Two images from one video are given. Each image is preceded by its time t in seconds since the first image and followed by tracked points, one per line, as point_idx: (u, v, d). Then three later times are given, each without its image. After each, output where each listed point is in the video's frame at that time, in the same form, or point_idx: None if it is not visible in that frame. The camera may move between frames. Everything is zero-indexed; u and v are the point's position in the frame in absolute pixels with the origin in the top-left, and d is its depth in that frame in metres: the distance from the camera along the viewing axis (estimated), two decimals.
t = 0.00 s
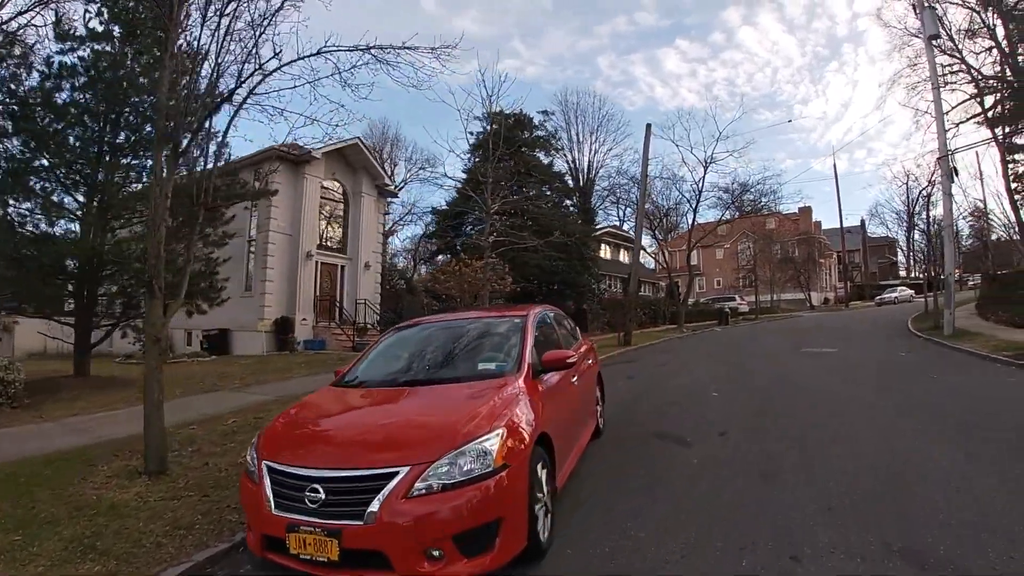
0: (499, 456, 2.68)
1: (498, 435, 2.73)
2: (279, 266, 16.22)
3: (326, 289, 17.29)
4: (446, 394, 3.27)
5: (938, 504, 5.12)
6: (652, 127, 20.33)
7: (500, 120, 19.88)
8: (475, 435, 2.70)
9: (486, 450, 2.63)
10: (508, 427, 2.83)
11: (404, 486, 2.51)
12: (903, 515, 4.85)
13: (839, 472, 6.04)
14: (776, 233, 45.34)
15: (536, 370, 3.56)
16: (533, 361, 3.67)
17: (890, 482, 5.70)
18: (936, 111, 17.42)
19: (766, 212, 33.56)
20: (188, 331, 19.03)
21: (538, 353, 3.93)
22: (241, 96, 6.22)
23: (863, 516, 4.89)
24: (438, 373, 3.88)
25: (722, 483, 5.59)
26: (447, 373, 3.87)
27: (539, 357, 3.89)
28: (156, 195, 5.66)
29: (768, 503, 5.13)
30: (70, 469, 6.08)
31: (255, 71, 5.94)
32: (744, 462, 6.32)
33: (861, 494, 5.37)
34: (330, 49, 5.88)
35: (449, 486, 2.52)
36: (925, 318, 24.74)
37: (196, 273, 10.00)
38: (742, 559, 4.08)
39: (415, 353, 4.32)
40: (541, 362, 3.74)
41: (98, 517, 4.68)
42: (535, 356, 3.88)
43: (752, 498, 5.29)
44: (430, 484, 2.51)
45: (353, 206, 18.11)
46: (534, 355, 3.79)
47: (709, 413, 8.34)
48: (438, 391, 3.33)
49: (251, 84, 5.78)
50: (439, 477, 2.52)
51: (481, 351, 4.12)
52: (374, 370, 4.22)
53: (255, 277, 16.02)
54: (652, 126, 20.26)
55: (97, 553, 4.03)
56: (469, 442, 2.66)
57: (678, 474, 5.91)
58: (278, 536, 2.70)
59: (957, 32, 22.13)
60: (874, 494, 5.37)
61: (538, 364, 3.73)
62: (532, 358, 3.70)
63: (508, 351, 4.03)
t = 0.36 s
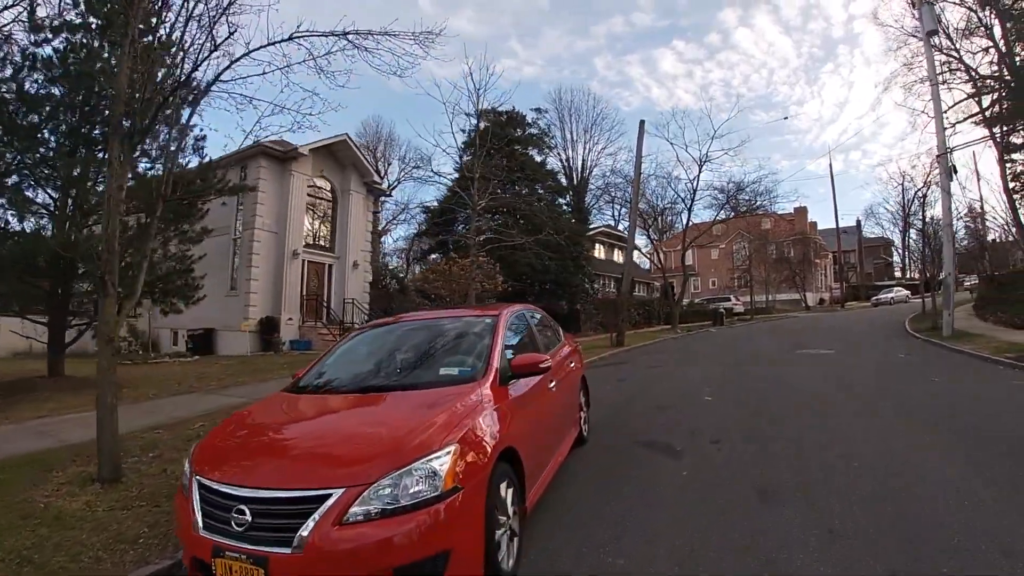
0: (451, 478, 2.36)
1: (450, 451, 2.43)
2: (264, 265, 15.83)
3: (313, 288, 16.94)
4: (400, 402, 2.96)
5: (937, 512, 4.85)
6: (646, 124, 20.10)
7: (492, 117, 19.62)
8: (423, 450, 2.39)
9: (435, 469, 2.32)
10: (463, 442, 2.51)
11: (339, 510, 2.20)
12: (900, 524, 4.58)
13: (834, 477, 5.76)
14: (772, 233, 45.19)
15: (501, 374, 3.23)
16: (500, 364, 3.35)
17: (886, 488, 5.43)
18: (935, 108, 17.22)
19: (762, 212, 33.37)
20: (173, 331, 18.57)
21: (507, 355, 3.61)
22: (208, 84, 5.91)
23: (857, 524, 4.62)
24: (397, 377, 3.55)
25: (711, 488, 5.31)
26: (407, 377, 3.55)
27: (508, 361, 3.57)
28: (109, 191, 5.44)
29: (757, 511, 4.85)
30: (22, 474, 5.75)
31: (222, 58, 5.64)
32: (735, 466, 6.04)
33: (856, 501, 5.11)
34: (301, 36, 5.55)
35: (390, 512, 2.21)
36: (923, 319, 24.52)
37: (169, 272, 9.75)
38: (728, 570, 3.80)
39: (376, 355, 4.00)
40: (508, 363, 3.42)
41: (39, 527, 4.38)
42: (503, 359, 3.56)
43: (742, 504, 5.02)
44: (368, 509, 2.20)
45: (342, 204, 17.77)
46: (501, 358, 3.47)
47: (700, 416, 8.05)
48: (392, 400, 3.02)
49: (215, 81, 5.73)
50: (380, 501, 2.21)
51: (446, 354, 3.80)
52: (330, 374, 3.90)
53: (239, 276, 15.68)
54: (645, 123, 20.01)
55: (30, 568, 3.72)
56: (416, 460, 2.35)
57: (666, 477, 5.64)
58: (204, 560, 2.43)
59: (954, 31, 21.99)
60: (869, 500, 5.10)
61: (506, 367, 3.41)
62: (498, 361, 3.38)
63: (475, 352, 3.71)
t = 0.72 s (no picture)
0: (393, 515, 2.12)
1: (395, 484, 2.18)
2: (253, 265, 15.48)
3: (304, 287, 16.57)
4: (354, 416, 2.70)
5: (942, 513, 4.58)
6: (643, 121, 19.86)
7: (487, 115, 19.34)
8: (363, 481, 2.15)
9: (376, 506, 2.08)
10: (411, 472, 2.27)
11: (262, 552, 1.95)
12: (904, 528, 4.32)
13: (833, 478, 5.49)
14: (771, 234, 45.00)
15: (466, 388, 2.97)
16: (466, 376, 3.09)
17: (887, 489, 5.17)
18: (938, 104, 16.94)
19: (761, 211, 33.12)
20: (163, 332, 18.16)
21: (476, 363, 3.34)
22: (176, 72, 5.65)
23: (857, 527, 4.35)
24: (357, 384, 3.27)
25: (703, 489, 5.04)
26: (369, 384, 3.27)
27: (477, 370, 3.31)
28: (66, 185, 5.21)
29: (752, 515, 4.58)
30: None
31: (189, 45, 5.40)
32: (729, 467, 5.76)
33: (856, 503, 4.84)
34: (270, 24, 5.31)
35: (321, 554, 1.97)
36: (925, 321, 24.18)
37: (149, 270, 9.73)
38: None
39: (342, 357, 3.70)
40: (475, 375, 3.16)
41: None
42: (472, 367, 3.29)
43: (735, 507, 4.75)
44: (295, 553, 1.95)
45: (334, 202, 17.43)
46: (469, 369, 3.20)
47: (696, 418, 7.76)
48: (350, 414, 2.74)
49: (182, 69, 5.34)
50: (311, 544, 1.97)
51: (413, 357, 3.51)
52: (289, 377, 3.61)
53: (228, 275, 15.32)
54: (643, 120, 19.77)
55: None
56: (354, 495, 2.10)
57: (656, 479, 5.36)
58: None
59: (956, 29, 21.78)
60: (869, 502, 4.83)
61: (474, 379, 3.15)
62: (465, 372, 3.12)
63: (443, 357, 3.42)
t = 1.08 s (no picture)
0: (323, 557, 1.86)
1: (328, 519, 1.92)
2: (242, 262, 15.09)
3: (294, 286, 16.22)
4: (308, 430, 2.44)
5: (955, 515, 4.28)
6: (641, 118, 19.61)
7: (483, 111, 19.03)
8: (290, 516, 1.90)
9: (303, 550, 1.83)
10: (349, 504, 2.00)
11: None
12: (911, 529, 4.03)
13: (837, 479, 5.17)
14: (769, 234, 44.76)
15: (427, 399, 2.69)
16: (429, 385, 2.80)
17: (894, 490, 4.86)
18: (941, 101, 16.64)
19: (760, 211, 32.85)
20: (152, 331, 17.71)
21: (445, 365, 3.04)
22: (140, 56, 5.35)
23: (865, 529, 4.04)
24: (321, 388, 2.94)
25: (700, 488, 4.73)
26: (327, 387, 2.97)
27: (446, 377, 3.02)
28: (19, 174, 4.90)
29: (748, 517, 4.29)
30: None
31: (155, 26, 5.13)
32: (727, 468, 5.45)
33: (860, 504, 4.53)
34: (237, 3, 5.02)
35: None
36: (928, 322, 23.86)
37: (126, 268, 9.41)
38: None
39: (310, 357, 3.34)
40: (441, 383, 2.87)
41: None
42: (440, 370, 2.99)
43: (732, 508, 4.44)
44: None
45: (325, 199, 17.08)
46: (436, 374, 2.91)
47: (692, 420, 7.46)
48: (305, 427, 2.47)
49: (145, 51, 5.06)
50: None
51: (378, 356, 3.20)
52: (245, 376, 3.31)
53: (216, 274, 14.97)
54: (640, 117, 19.49)
55: None
56: (280, 535, 1.85)
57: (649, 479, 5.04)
58: None
59: (957, 25, 21.50)
60: (876, 503, 4.52)
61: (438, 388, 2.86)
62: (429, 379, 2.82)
63: (411, 356, 3.11)
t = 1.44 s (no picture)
0: None
1: (246, 557, 1.60)
2: (232, 260, 14.73)
3: (286, 285, 15.85)
4: (264, 439, 2.15)
5: (972, 518, 3.90)
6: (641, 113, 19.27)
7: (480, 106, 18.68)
8: (208, 550, 1.59)
9: None
10: (286, 534, 1.70)
11: None
12: (916, 528, 3.71)
13: (841, 478, 4.80)
14: (770, 234, 44.43)
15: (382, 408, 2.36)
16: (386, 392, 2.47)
17: (903, 492, 4.48)
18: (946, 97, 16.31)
19: (761, 211, 32.50)
20: (143, 331, 17.33)
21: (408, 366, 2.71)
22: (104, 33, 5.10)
23: (871, 532, 3.65)
24: (286, 387, 2.63)
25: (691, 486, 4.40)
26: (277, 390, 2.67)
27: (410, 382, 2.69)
28: None
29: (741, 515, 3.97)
30: None
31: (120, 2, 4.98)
32: (724, 463, 5.07)
33: (867, 506, 4.14)
34: None
35: None
36: (931, 323, 23.48)
37: (102, 264, 8.88)
38: None
39: (279, 352, 3.03)
40: (400, 389, 2.54)
41: None
42: (401, 371, 2.66)
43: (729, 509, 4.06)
44: None
45: (318, 196, 16.71)
46: (396, 377, 2.58)
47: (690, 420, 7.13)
48: (262, 436, 2.18)
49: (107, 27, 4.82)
50: None
51: (338, 355, 2.89)
52: (198, 377, 3.04)
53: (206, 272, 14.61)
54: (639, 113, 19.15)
55: None
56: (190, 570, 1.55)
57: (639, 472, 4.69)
58: None
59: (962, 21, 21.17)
60: (882, 506, 4.15)
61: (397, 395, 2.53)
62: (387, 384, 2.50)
63: (371, 354, 2.79)
